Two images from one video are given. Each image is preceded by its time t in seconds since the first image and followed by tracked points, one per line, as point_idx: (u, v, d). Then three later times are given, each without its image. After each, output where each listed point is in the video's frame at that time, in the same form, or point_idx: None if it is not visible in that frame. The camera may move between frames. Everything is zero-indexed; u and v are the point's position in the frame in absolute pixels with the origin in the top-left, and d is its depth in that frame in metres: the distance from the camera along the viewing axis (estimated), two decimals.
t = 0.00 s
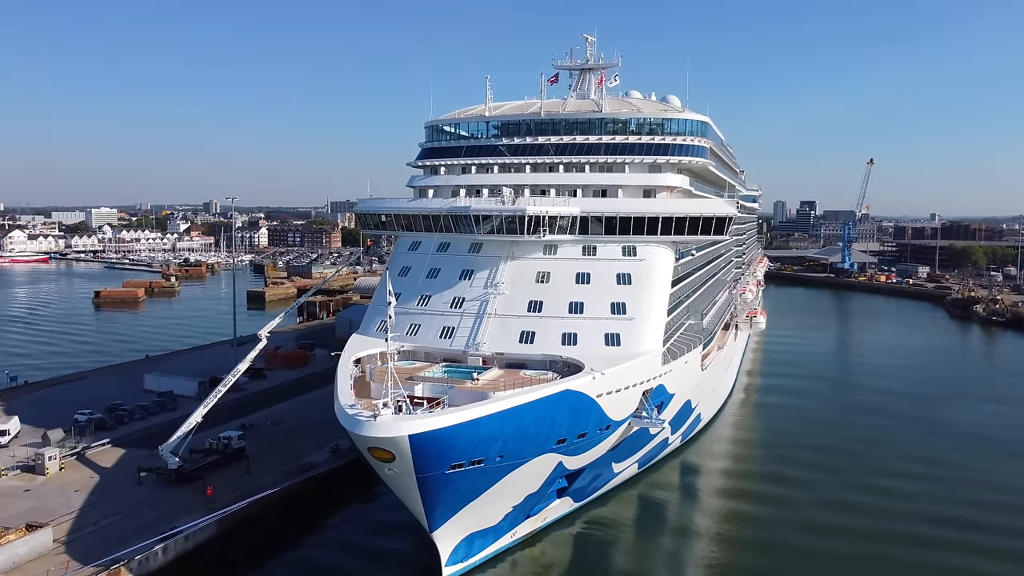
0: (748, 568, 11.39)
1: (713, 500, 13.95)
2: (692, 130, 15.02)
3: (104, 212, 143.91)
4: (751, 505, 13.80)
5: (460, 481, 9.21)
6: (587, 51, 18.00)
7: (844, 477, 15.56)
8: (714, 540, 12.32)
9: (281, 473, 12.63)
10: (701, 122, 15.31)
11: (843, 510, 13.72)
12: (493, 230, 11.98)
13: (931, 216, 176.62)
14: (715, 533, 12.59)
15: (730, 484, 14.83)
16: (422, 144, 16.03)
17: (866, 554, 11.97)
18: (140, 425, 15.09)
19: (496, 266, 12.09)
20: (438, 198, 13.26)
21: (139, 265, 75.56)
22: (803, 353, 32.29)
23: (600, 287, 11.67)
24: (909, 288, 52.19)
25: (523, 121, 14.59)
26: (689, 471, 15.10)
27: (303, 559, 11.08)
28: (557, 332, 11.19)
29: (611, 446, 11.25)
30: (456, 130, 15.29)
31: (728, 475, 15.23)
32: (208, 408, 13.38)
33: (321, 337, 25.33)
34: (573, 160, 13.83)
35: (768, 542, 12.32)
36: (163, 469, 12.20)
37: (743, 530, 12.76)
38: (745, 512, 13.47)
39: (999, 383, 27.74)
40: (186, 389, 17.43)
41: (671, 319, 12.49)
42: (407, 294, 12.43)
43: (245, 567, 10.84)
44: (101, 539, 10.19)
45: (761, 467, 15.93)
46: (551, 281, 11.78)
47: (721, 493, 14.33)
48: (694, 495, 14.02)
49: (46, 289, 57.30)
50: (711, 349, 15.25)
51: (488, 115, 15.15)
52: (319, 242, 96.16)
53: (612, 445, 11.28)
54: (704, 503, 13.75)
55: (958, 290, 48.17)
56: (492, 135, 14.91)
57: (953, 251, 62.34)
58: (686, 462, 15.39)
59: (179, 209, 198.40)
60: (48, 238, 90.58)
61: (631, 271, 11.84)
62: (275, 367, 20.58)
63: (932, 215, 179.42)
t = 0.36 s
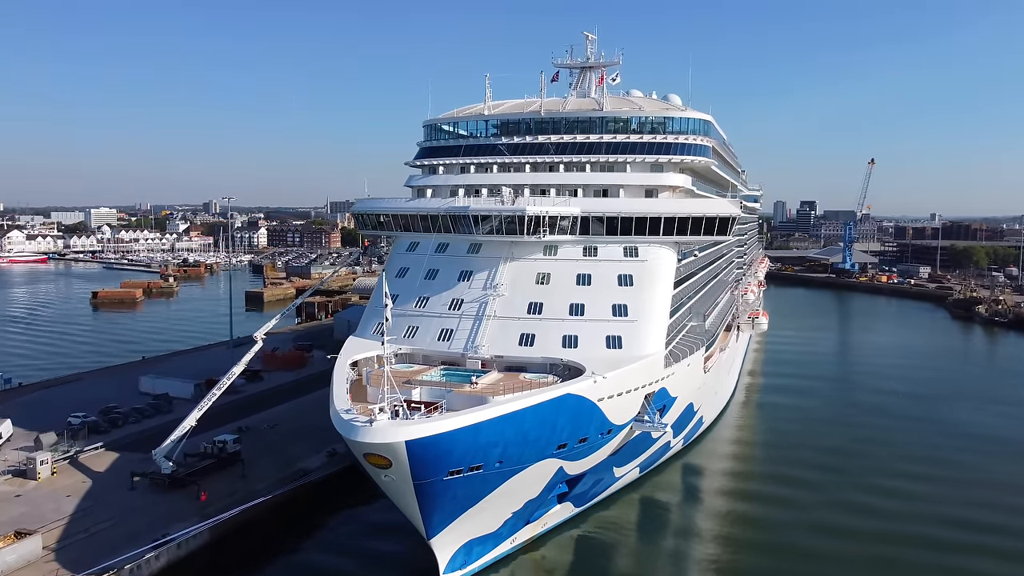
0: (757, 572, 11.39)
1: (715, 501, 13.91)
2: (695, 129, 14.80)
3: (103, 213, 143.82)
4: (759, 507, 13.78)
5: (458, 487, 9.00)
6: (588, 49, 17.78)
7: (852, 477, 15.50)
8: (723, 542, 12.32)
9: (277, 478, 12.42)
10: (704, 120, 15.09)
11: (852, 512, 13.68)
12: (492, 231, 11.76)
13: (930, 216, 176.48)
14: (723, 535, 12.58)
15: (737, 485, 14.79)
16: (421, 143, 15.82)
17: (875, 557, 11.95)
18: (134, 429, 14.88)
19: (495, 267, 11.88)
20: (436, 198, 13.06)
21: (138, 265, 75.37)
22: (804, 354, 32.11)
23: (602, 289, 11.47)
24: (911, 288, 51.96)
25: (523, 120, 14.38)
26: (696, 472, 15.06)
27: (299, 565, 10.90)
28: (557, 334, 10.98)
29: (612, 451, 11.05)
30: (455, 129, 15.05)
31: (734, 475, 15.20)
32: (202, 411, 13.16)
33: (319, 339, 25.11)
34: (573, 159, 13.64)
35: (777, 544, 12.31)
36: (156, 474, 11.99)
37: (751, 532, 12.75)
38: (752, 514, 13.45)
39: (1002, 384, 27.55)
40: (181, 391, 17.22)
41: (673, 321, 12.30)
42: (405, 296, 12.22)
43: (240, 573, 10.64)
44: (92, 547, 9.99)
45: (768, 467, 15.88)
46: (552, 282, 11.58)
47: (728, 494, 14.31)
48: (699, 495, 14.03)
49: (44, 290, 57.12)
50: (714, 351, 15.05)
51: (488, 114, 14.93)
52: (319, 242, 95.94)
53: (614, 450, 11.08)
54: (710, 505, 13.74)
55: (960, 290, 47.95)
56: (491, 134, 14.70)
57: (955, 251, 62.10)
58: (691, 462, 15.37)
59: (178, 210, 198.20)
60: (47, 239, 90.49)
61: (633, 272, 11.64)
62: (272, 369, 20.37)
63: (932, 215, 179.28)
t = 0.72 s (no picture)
0: (762, 573, 11.24)
1: (718, 502, 13.82)
2: (697, 128, 14.60)
3: (103, 213, 143.74)
4: (766, 508, 13.63)
5: (456, 494, 8.79)
6: (589, 47, 17.59)
7: (859, 478, 15.33)
8: (730, 544, 12.19)
9: (273, 483, 12.22)
10: (706, 119, 14.88)
11: (859, 513, 13.50)
12: (491, 231, 11.56)
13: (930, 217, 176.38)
14: (727, 537, 12.46)
15: (745, 486, 14.64)
16: (419, 142, 15.62)
17: (883, 559, 11.73)
18: (128, 432, 14.68)
19: (495, 268, 11.68)
20: (434, 198, 12.86)
21: (137, 266, 75.19)
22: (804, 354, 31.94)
23: (603, 290, 11.26)
24: (912, 289, 51.78)
25: (522, 118, 14.19)
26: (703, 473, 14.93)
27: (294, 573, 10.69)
28: (557, 337, 10.77)
29: (614, 455, 10.85)
30: (453, 128, 14.85)
31: (742, 477, 15.06)
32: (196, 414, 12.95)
33: (318, 340, 24.92)
34: (574, 159, 13.46)
35: (784, 546, 12.14)
36: (150, 479, 11.79)
37: (758, 533, 12.59)
38: (759, 515, 13.30)
39: (1006, 385, 27.37)
40: (177, 394, 17.01)
41: (675, 323, 12.09)
42: (402, 298, 12.02)
43: None
44: (83, 553, 9.80)
45: (775, 468, 15.74)
46: (552, 284, 11.38)
47: (736, 495, 14.16)
48: (708, 497, 13.90)
49: (41, 290, 56.89)
50: (716, 353, 14.84)
51: (487, 112, 14.74)
52: (318, 242, 95.80)
53: (616, 454, 10.87)
54: (719, 507, 13.62)
55: (961, 291, 47.78)
56: (491, 133, 14.51)
57: (956, 251, 61.91)
58: (700, 463, 15.25)
59: (178, 210, 198.05)
60: (46, 239, 90.40)
61: (635, 274, 11.44)
62: (269, 371, 20.18)
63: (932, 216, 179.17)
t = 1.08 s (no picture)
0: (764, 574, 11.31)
1: (720, 504, 13.86)
2: (699, 126, 14.42)
3: (103, 213, 143.48)
4: (776, 510, 13.75)
5: (455, 501, 8.60)
6: (590, 45, 17.42)
7: (868, 480, 15.37)
8: (739, 545, 12.27)
9: (269, 488, 12.03)
10: (709, 118, 14.69)
11: (868, 515, 13.58)
12: (490, 232, 11.37)
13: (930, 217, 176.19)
14: (731, 539, 12.53)
15: (756, 488, 14.76)
16: (417, 141, 15.44)
17: (892, 561, 11.81)
18: (123, 435, 14.49)
19: (494, 269, 11.49)
20: (433, 198, 12.67)
21: (136, 266, 75.00)
22: (805, 355, 31.81)
23: (604, 292, 11.08)
24: (913, 290, 51.63)
25: (522, 117, 14.00)
26: (715, 476, 15.07)
27: None
28: (557, 339, 10.58)
29: (615, 460, 10.65)
30: (452, 127, 14.68)
31: (748, 479, 15.14)
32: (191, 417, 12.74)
33: (315, 341, 24.72)
34: (575, 158, 13.29)
35: (793, 548, 12.22)
36: (144, 484, 11.60)
37: (768, 535, 12.68)
38: (769, 517, 13.41)
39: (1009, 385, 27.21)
40: (172, 396, 16.81)
41: (678, 325, 11.92)
42: (400, 300, 11.83)
43: None
44: (74, 560, 9.62)
45: (778, 470, 15.81)
46: (552, 286, 11.18)
47: (746, 498, 14.26)
48: (715, 500, 13.96)
49: (39, 291, 56.71)
50: (719, 355, 14.66)
51: (486, 111, 14.56)
52: (318, 242, 95.63)
53: (617, 459, 10.68)
54: (729, 509, 13.71)
55: (963, 291, 47.63)
56: (491, 132, 14.33)
57: (957, 251, 61.75)
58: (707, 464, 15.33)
59: (178, 210, 197.92)
60: (45, 239, 90.20)
61: (636, 275, 11.25)
62: (266, 372, 19.99)
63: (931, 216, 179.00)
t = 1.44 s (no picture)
0: None
1: (723, 504, 13.77)
2: (702, 125, 14.20)
3: (102, 213, 143.24)
4: (786, 511, 13.67)
5: (453, 508, 8.39)
6: (591, 42, 17.21)
7: (878, 481, 15.26)
8: (749, 547, 12.20)
9: (263, 493, 11.82)
10: (712, 116, 14.47)
11: (876, 516, 13.54)
12: (489, 232, 11.16)
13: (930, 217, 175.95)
14: (734, 540, 12.45)
15: (765, 489, 14.66)
16: (416, 140, 15.24)
17: (903, 564, 11.78)
18: (117, 438, 14.28)
19: (494, 270, 11.28)
20: (431, 197, 12.46)
21: (135, 266, 74.78)
22: (806, 355, 31.61)
23: (605, 293, 10.87)
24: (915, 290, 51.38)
25: (522, 115, 13.81)
26: (724, 477, 14.99)
27: None
28: (558, 341, 10.37)
29: (616, 465, 10.44)
30: (451, 126, 14.49)
31: (751, 479, 15.07)
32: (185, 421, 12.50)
33: (314, 342, 24.50)
34: (575, 157, 13.10)
35: (804, 550, 12.16)
36: (137, 489, 11.38)
37: (773, 537, 12.62)
38: (779, 518, 13.33)
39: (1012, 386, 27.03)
40: (168, 398, 16.60)
41: (681, 327, 11.72)
42: (397, 301, 11.62)
43: None
44: (64, 568, 9.41)
45: (781, 470, 15.74)
46: (552, 287, 10.98)
47: (756, 499, 14.18)
48: (719, 500, 13.88)
49: (38, 291, 56.52)
50: (722, 357, 14.45)
51: (485, 109, 14.36)
52: (317, 243, 95.42)
53: (618, 464, 10.47)
54: (739, 510, 13.65)
55: (965, 291, 47.40)
56: (490, 131, 14.12)
57: (959, 251, 61.55)
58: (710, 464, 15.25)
59: (177, 210, 197.66)
60: (43, 239, 89.85)
61: (638, 276, 11.05)
62: (264, 374, 19.78)
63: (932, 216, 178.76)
